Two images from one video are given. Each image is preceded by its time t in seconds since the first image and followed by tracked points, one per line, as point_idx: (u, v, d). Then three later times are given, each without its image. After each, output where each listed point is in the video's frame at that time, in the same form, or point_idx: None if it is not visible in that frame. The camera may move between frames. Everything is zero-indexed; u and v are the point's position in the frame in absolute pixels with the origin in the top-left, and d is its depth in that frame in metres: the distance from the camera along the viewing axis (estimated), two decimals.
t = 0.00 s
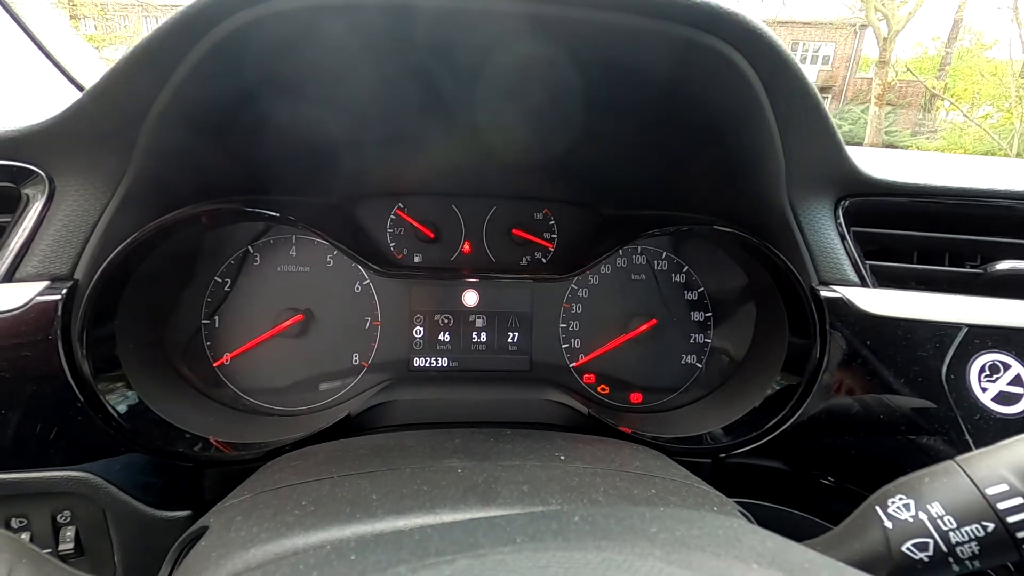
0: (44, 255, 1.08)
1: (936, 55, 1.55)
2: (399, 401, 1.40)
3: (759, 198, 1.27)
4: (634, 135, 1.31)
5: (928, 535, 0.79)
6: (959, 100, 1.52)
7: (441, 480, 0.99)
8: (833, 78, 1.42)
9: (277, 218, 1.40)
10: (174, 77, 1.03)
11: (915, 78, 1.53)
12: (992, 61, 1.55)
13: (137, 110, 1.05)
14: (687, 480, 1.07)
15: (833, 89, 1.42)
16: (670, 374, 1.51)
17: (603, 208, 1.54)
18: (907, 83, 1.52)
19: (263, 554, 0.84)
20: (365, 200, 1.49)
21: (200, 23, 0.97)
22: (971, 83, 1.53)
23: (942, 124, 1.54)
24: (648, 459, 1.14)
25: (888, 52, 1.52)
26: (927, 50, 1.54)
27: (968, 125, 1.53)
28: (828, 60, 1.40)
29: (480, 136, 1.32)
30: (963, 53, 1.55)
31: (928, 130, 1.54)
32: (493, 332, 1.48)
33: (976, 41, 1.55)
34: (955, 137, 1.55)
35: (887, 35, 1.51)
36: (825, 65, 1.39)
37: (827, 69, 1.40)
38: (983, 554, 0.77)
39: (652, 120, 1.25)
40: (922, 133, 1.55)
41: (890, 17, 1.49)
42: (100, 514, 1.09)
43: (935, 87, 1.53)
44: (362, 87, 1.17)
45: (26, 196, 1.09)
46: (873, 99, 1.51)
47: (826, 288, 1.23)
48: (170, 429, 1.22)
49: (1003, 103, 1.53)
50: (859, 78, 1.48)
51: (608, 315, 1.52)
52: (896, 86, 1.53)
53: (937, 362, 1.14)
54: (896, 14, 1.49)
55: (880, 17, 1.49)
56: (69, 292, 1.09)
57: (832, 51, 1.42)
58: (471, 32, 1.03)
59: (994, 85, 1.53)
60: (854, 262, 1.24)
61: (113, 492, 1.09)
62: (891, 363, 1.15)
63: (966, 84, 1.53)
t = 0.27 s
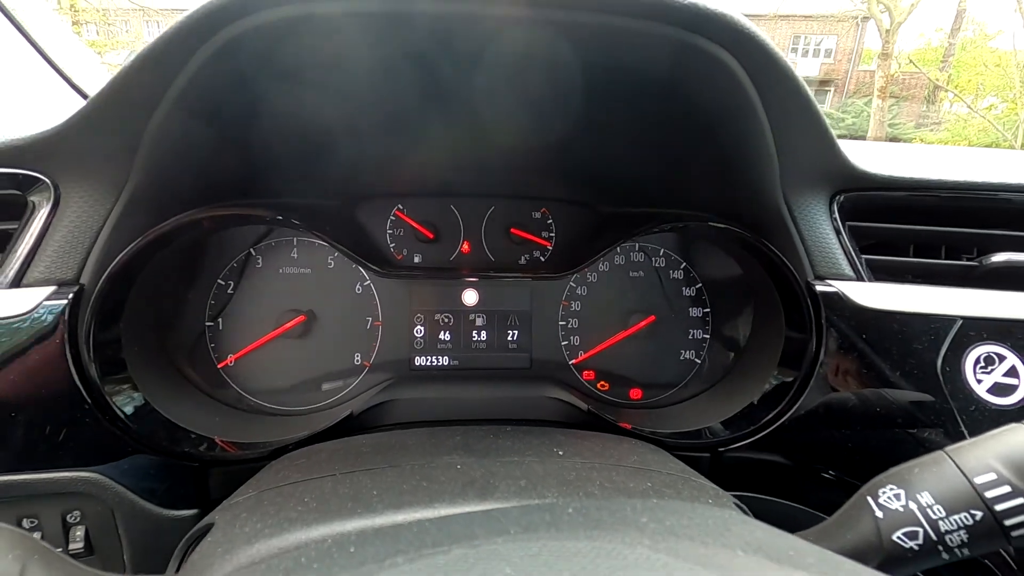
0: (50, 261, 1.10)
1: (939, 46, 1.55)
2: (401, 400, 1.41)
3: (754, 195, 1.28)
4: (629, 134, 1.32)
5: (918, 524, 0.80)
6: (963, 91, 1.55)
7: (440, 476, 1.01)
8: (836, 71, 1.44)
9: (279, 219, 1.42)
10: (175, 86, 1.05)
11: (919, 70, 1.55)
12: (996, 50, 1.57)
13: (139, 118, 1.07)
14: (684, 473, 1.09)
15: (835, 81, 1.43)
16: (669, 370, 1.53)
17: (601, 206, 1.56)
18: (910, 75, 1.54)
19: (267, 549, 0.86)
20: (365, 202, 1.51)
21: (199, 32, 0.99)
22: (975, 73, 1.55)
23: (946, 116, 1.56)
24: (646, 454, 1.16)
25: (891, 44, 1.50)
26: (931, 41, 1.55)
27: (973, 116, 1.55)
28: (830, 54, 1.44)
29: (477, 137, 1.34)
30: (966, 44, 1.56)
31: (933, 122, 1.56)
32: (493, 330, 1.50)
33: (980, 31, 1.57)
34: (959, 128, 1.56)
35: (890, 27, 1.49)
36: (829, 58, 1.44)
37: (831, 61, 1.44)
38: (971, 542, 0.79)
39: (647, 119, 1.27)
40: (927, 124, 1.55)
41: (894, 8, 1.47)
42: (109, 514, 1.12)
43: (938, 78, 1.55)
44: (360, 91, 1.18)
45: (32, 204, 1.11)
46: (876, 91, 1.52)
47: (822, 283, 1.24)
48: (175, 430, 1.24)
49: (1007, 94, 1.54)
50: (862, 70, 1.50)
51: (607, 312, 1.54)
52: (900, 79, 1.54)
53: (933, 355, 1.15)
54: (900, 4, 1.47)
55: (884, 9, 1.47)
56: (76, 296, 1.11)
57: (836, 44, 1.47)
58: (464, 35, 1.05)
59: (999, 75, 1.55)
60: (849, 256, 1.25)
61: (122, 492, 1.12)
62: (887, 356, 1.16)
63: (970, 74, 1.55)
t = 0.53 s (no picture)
0: (65, 264, 1.14)
1: (945, 38, 1.55)
2: (406, 396, 1.44)
3: (751, 189, 1.30)
4: (628, 131, 1.34)
5: (911, 508, 0.82)
6: (970, 82, 1.54)
7: (445, 467, 1.04)
8: (841, 63, 1.46)
9: (287, 223, 1.44)
10: (183, 92, 1.08)
11: (924, 62, 1.54)
12: (1002, 41, 1.56)
13: (149, 123, 1.10)
14: (685, 463, 1.11)
15: (840, 73, 1.44)
16: (670, 364, 1.55)
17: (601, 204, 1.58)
18: (915, 68, 1.53)
19: (277, 537, 0.89)
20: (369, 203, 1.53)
21: (206, 41, 1.02)
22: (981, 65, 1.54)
23: (952, 108, 1.55)
24: (648, 445, 1.18)
25: (895, 36, 1.50)
26: (937, 33, 1.54)
27: (978, 108, 1.56)
28: (833, 47, 1.46)
29: (479, 136, 1.36)
30: (971, 35, 1.55)
31: (939, 115, 1.54)
32: (496, 327, 1.53)
33: (985, 23, 1.56)
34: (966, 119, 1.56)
35: (894, 20, 1.49)
36: (831, 52, 1.45)
37: (833, 54, 1.45)
38: (964, 525, 0.80)
39: (645, 116, 1.29)
40: (933, 117, 1.55)
41: None
42: (126, 510, 1.15)
43: (944, 70, 1.55)
44: (364, 94, 1.21)
45: (46, 208, 1.14)
46: (880, 85, 1.53)
47: (820, 275, 1.26)
48: (188, 427, 1.27)
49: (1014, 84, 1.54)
50: (866, 64, 1.51)
51: (608, 308, 1.56)
52: (904, 71, 1.53)
53: (931, 344, 1.17)
54: None
55: None
56: (90, 297, 1.14)
57: (837, 37, 1.48)
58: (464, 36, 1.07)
59: (1006, 66, 1.54)
60: (847, 249, 1.27)
61: (137, 488, 1.15)
62: (885, 346, 1.18)
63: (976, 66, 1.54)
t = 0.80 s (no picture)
0: (70, 271, 1.13)
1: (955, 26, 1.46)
2: (413, 399, 1.43)
3: (760, 186, 1.29)
4: (633, 127, 1.33)
5: (930, 513, 0.80)
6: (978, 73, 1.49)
7: (452, 473, 1.03)
8: (846, 57, 1.48)
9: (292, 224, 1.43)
10: (185, 97, 1.08)
11: (932, 53, 1.46)
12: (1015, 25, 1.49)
13: (151, 129, 1.10)
14: (695, 466, 1.10)
15: (844, 67, 1.48)
16: (679, 364, 1.53)
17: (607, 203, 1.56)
18: (922, 60, 1.47)
19: (285, 547, 0.88)
20: (373, 204, 1.52)
21: (202, 47, 1.02)
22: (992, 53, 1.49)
23: (960, 99, 1.51)
24: (657, 448, 1.17)
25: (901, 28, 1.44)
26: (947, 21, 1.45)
27: (987, 98, 1.52)
28: (840, 39, 1.48)
29: (483, 135, 1.35)
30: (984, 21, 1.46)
31: (946, 105, 1.52)
32: (502, 328, 1.51)
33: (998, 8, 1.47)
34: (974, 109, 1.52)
35: (900, 9, 1.42)
36: (838, 44, 1.48)
37: (840, 47, 1.48)
38: (984, 528, 0.79)
39: (650, 112, 1.28)
40: (940, 108, 1.52)
41: None
42: (134, 517, 1.15)
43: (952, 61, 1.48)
44: (366, 95, 1.20)
45: (51, 216, 1.13)
46: (887, 77, 1.50)
47: (831, 273, 1.24)
48: (195, 434, 1.26)
49: None
50: (873, 57, 1.49)
51: (615, 308, 1.55)
52: (911, 63, 1.47)
53: (945, 342, 1.15)
54: None
55: None
56: (95, 304, 1.14)
57: (845, 29, 1.47)
58: (466, 34, 1.06)
59: (1016, 56, 1.49)
60: (858, 246, 1.25)
61: (145, 496, 1.15)
62: (898, 344, 1.16)
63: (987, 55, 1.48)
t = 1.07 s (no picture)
0: (78, 275, 1.14)
1: (958, 19, 1.49)
2: (419, 398, 1.44)
3: (765, 182, 1.28)
4: (636, 124, 1.33)
5: (937, 508, 0.80)
6: (985, 63, 1.50)
7: (458, 471, 1.04)
8: (851, 49, 1.44)
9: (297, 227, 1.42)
10: (189, 99, 1.08)
11: (938, 44, 1.48)
12: (1016, 20, 1.54)
13: (156, 133, 1.10)
14: (701, 462, 1.10)
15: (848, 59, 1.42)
16: (684, 360, 1.53)
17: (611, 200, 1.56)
18: (929, 51, 1.47)
19: (293, 546, 0.89)
20: (377, 204, 1.53)
21: (203, 54, 1.03)
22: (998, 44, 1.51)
23: (968, 90, 1.51)
24: (663, 445, 1.17)
25: (908, 20, 1.43)
26: (950, 15, 1.49)
27: (994, 89, 1.52)
28: (845, 32, 1.44)
29: (486, 134, 1.35)
30: (985, 16, 1.51)
31: (954, 97, 1.53)
32: (507, 327, 1.52)
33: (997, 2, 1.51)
34: (982, 101, 1.53)
35: None
36: (841, 37, 1.43)
37: (845, 40, 1.43)
38: (992, 524, 0.78)
39: (653, 109, 1.27)
40: (947, 100, 1.53)
41: None
42: (143, 518, 1.16)
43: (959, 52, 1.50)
44: (369, 96, 1.21)
45: (58, 221, 1.14)
46: (893, 69, 1.49)
47: (837, 268, 1.24)
48: (204, 434, 1.27)
49: None
50: (878, 48, 1.47)
51: (620, 305, 1.54)
52: (918, 54, 1.47)
53: (952, 336, 1.14)
54: None
55: None
56: (103, 307, 1.15)
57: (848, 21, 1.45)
58: (467, 33, 1.06)
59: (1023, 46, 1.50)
60: (864, 241, 1.24)
61: (154, 496, 1.16)
62: (904, 338, 1.16)
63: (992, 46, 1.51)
